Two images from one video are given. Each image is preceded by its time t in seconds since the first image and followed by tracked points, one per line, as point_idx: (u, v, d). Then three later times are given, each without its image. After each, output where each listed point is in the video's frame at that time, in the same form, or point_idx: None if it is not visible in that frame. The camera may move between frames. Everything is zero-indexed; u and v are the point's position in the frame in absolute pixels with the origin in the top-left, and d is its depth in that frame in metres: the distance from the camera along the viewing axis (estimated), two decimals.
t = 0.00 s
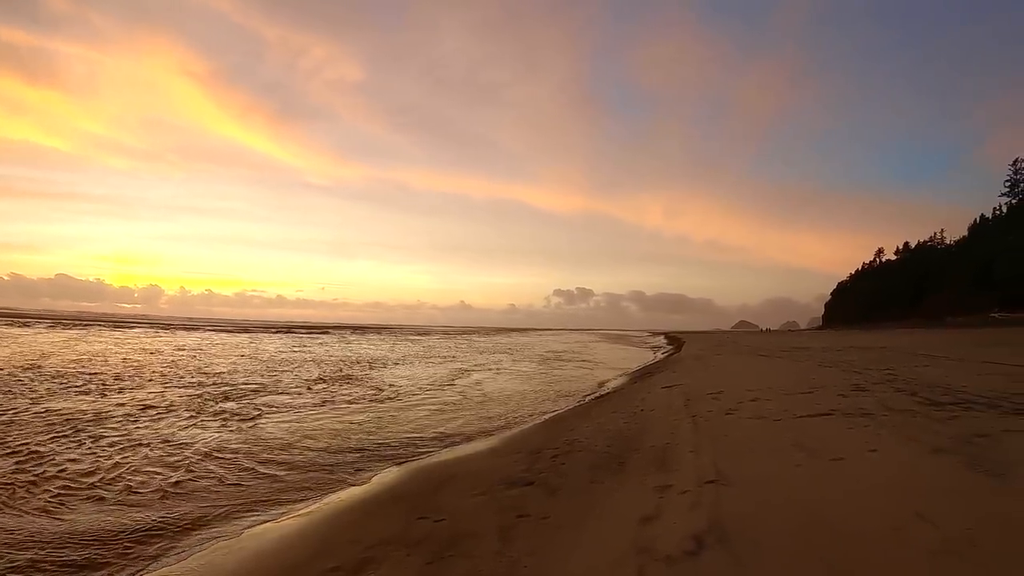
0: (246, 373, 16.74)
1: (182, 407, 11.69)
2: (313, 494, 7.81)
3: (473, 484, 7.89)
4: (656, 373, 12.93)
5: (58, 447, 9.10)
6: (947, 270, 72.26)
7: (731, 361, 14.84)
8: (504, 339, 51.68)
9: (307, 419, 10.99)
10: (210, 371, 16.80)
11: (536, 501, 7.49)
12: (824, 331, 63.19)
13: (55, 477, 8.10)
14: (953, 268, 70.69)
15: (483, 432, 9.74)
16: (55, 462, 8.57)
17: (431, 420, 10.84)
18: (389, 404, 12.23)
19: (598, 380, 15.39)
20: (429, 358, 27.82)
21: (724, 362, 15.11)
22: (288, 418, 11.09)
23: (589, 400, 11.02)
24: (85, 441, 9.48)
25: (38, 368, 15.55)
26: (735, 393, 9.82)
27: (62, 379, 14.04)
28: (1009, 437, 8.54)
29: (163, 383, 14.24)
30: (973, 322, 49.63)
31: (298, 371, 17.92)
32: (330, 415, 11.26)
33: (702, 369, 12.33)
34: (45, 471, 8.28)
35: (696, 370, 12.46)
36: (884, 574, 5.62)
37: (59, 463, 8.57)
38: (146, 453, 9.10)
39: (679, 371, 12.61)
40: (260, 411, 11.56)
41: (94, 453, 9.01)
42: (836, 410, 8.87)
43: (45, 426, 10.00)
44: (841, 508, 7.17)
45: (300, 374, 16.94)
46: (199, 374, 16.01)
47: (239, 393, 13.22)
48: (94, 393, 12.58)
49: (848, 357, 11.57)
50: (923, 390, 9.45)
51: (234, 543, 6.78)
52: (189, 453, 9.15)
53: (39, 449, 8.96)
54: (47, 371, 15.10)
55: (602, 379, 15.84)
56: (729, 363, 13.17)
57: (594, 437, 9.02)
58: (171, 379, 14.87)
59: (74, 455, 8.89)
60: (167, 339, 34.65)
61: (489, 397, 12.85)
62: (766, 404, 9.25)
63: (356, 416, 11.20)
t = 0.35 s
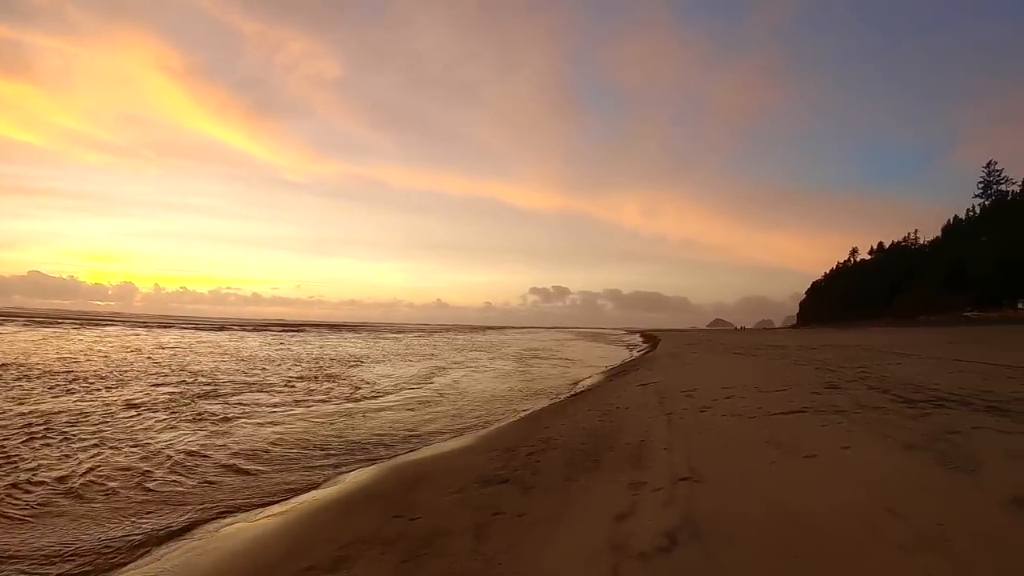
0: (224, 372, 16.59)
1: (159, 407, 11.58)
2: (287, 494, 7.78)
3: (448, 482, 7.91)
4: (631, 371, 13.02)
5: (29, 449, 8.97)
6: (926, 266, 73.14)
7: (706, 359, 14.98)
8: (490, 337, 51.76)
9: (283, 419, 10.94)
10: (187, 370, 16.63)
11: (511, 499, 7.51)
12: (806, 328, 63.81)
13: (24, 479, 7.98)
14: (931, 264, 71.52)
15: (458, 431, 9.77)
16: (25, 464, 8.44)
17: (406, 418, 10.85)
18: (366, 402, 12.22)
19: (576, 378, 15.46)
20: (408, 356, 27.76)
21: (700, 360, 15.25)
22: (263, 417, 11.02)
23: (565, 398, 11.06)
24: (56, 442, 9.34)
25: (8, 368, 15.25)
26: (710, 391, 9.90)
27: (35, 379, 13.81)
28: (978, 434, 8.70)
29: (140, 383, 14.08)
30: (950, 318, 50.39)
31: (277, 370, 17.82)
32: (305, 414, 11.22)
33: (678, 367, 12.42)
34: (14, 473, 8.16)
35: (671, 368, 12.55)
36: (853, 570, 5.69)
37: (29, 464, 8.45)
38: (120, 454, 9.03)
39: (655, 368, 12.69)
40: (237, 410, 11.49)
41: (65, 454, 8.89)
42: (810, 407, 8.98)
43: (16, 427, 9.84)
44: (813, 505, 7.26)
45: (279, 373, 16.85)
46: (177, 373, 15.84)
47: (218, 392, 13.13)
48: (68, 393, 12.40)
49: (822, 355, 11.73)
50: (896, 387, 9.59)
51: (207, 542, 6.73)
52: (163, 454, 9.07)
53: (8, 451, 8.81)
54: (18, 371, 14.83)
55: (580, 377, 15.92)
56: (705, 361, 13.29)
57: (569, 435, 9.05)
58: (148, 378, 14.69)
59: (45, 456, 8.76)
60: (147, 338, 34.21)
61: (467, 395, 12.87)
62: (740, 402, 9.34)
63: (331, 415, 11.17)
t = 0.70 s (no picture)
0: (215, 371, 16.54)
1: (150, 407, 11.53)
2: (277, 494, 7.77)
3: (438, 481, 7.91)
4: (621, 368, 13.05)
5: (17, 450, 8.92)
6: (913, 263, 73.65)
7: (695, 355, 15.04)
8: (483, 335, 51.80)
9: (272, 418, 10.92)
10: (177, 370, 16.57)
11: (501, 497, 7.52)
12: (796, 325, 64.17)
13: (12, 481, 7.94)
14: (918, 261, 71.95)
15: (447, 429, 9.77)
16: (13, 465, 8.40)
17: (395, 417, 10.84)
18: (356, 401, 12.21)
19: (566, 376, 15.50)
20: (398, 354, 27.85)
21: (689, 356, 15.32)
22: (252, 416, 11.01)
23: (554, 395, 11.07)
24: (44, 443, 9.29)
25: None
26: (699, 388, 9.93)
27: (23, 379, 13.71)
28: (966, 429, 8.76)
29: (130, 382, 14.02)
30: (938, 315, 50.81)
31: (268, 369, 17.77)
32: (294, 413, 11.20)
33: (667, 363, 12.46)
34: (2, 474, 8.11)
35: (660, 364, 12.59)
36: (842, 565, 5.71)
37: (17, 465, 8.40)
38: (110, 454, 9.00)
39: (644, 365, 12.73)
40: (228, 410, 11.46)
41: (54, 455, 8.85)
42: (798, 403, 9.02)
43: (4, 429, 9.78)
44: (802, 501, 7.28)
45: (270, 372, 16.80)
46: (167, 373, 15.78)
47: (209, 392, 13.09)
48: (57, 394, 12.33)
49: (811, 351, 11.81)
50: (885, 383, 9.65)
51: (196, 542, 6.72)
52: (153, 454, 9.04)
53: None
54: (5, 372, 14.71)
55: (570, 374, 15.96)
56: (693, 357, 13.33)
57: (559, 433, 9.07)
58: (138, 378, 14.63)
59: (34, 457, 8.71)
60: (138, 337, 34.05)
61: (457, 393, 12.88)
62: (729, 398, 9.38)
63: (320, 414, 11.16)
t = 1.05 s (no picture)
0: (206, 373, 16.48)
1: (142, 409, 11.50)
2: (269, 495, 7.78)
3: (430, 483, 7.91)
4: (612, 369, 13.08)
5: (7, 453, 8.87)
6: (903, 263, 74.12)
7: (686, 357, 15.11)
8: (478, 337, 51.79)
9: (263, 419, 10.92)
10: (168, 371, 16.50)
11: (492, 498, 7.53)
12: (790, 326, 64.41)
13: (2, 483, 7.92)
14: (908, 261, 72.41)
15: (439, 430, 9.80)
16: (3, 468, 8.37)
17: (387, 418, 10.86)
18: (347, 403, 12.22)
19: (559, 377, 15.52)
20: (392, 356, 27.92)
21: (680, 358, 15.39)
22: (243, 418, 10.99)
23: (546, 397, 11.09)
24: (34, 445, 9.25)
25: None
26: (690, 389, 9.97)
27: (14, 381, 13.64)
28: (957, 429, 8.80)
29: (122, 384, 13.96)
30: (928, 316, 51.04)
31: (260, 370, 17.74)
32: (285, 415, 11.20)
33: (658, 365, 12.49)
34: None
35: (651, 366, 12.62)
36: (833, 565, 5.73)
37: (8, 468, 8.37)
38: (103, 455, 9.01)
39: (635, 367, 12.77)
40: (220, 412, 11.44)
41: (44, 457, 8.82)
42: (790, 404, 9.05)
43: None
44: (793, 501, 7.31)
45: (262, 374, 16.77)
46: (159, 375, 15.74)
47: (201, 394, 13.06)
48: (48, 396, 12.27)
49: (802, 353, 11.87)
50: (876, 383, 9.69)
51: (186, 545, 6.68)
52: (145, 457, 9.02)
53: None
54: None
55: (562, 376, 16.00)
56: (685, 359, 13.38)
57: (550, 434, 9.08)
58: (130, 380, 14.58)
59: (24, 459, 8.68)
60: (131, 339, 33.89)
61: (448, 394, 12.90)
62: (720, 399, 9.41)
63: (312, 416, 11.16)
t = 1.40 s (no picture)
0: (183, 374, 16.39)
1: (118, 411, 11.44)
2: (242, 499, 7.78)
3: (403, 485, 7.96)
4: (588, 371, 13.21)
5: None
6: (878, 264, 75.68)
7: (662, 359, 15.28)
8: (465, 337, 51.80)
9: (238, 422, 10.91)
10: (145, 374, 16.37)
11: (465, 500, 7.58)
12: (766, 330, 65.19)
13: None
14: (884, 262, 73.45)
15: (413, 432, 9.86)
16: None
17: (362, 420, 10.90)
18: (324, 405, 12.25)
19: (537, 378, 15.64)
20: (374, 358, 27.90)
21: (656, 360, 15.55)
22: (218, 420, 10.97)
23: (521, 399, 11.17)
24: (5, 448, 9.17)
25: None
26: (664, 391, 10.08)
27: None
28: (926, 430, 8.96)
29: (97, 386, 13.83)
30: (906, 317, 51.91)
31: (239, 372, 17.66)
32: (260, 417, 11.20)
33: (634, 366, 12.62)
34: None
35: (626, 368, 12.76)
36: (797, 567, 5.83)
37: None
38: (75, 458, 8.95)
39: (611, 369, 12.90)
40: (196, 414, 11.41)
41: (15, 461, 8.74)
42: (761, 406, 9.18)
43: None
44: (762, 502, 7.43)
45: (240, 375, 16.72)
46: (136, 377, 15.60)
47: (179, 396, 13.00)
48: (22, 398, 12.15)
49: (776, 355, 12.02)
50: (847, 385, 9.85)
51: (158, 549, 6.67)
52: (119, 460, 8.99)
53: None
54: None
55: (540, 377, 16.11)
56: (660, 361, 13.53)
57: (524, 436, 9.15)
58: (106, 382, 14.45)
59: None
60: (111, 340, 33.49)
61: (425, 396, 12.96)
62: (693, 401, 9.52)
63: (287, 418, 11.17)
